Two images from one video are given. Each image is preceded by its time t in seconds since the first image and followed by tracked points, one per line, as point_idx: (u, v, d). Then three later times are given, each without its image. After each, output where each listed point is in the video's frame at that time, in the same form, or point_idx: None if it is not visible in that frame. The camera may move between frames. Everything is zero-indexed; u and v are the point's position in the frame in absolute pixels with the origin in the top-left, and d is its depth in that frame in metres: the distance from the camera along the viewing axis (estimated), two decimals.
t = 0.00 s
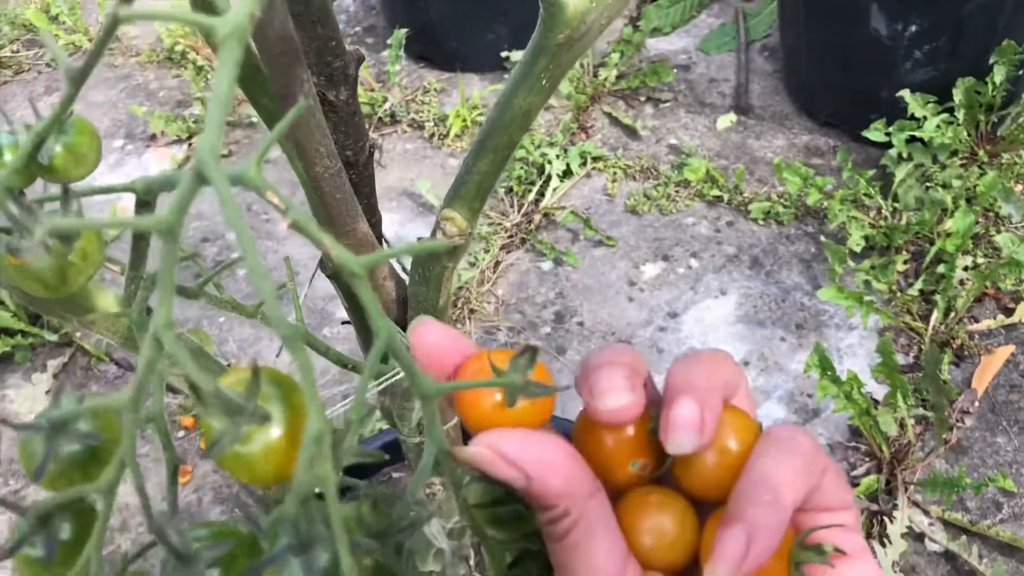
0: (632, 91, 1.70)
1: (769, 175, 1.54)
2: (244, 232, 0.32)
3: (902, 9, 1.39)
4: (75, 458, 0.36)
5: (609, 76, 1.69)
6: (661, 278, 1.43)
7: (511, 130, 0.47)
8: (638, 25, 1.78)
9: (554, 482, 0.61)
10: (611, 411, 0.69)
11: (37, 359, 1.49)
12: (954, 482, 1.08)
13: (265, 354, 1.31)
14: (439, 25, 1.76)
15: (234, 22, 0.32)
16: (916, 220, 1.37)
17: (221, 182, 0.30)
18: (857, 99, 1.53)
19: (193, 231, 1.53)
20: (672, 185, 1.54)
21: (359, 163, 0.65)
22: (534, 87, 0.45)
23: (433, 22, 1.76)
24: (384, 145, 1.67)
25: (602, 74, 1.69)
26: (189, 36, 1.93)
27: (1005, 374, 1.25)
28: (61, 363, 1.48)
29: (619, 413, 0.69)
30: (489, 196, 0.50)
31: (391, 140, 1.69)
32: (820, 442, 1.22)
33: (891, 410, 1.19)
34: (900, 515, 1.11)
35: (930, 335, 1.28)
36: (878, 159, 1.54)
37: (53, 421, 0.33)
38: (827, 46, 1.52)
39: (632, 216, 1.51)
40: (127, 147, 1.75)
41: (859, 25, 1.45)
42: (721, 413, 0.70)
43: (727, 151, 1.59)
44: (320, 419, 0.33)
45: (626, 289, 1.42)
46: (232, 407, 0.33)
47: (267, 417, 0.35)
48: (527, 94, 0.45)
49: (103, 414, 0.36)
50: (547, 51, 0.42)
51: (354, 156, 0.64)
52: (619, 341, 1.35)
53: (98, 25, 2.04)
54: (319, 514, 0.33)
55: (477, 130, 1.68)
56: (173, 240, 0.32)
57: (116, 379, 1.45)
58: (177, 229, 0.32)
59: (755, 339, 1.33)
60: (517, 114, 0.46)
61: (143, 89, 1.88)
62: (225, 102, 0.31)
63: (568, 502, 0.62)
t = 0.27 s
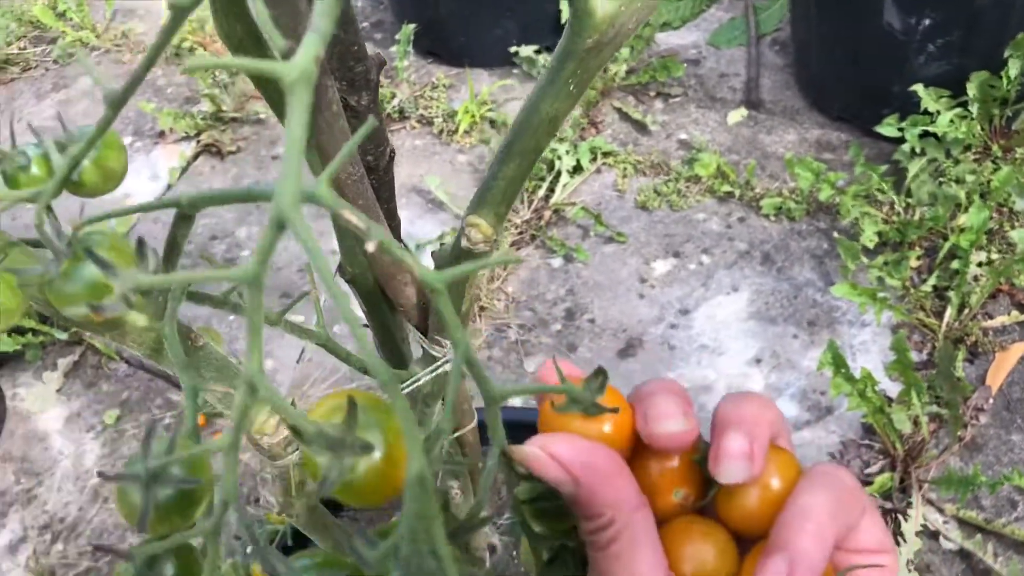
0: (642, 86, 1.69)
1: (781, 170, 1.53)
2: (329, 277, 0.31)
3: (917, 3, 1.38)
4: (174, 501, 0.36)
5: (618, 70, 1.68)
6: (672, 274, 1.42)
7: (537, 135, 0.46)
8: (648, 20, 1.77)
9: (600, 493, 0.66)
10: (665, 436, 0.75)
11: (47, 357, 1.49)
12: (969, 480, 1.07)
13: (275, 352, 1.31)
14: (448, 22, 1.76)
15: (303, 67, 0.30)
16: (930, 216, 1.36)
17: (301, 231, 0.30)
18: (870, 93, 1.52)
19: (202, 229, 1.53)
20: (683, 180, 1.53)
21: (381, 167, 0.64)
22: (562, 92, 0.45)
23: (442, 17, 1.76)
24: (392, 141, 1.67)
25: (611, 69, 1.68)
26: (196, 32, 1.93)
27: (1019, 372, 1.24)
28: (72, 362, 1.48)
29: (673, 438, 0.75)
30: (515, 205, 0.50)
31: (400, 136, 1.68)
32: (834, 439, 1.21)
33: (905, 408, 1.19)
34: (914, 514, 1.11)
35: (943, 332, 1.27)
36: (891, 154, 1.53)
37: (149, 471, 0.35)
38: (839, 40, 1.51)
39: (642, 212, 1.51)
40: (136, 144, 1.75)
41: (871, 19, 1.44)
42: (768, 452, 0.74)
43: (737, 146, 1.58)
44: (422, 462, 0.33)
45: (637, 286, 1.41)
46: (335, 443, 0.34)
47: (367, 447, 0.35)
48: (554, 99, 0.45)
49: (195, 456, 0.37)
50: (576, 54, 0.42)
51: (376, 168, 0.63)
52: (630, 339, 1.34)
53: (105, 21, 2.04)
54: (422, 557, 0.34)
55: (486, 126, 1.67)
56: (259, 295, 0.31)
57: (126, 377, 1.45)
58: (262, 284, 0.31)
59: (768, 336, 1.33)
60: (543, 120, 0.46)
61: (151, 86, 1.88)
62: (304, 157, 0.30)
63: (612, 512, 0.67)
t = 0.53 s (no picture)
0: (654, 86, 1.70)
1: (794, 169, 1.54)
2: (409, 289, 0.33)
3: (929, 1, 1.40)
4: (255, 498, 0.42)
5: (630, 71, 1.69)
6: (686, 274, 1.43)
7: (573, 143, 0.47)
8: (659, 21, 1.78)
9: (659, 474, 0.64)
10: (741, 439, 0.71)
11: (65, 361, 1.51)
12: (987, 476, 1.07)
13: (292, 354, 1.32)
14: (460, 24, 1.77)
15: (384, 91, 0.33)
16: (944, 213, 1.36)
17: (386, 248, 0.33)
18: (882, 92, 1.53)
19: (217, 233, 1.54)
20: (696, 180, 1.53)
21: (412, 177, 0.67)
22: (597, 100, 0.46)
23: (454, 20, 1.77)
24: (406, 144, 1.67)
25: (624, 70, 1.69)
26: (209, 37, 1.94)
27: None
28: (90, 366, 1.49)
29: (746, 444, 0.71)
30: (549, 210, 0.50)
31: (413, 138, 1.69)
32: (850, 437, 1.21)
33: (921, 405, 1.19)
34: (932, 511, 1.11)
35: (959, 329, 1.27)
36: (903, 152, 1.53)
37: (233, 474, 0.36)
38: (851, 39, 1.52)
39: (656, 212, 1.51)
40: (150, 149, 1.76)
41: (883, 18, 1.45)
42: (832, 473, 0.74)
43: (750, 146, 1.58)
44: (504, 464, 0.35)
45: (652, 286, 1.42)
46: (417, 444, 0.36)
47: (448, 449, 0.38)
48: (590, 107, 0.45)
49: (279, 462, 0.40)
50: (612, 63, 0.43)
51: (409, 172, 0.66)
52: (645, 339, 1.35)
53: (118, 27, 2.05)
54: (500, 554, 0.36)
55: (499, 127, 1.68)
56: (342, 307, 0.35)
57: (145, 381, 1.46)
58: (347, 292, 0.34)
59: (783, 335, 1.33)
60: (579, 128, 0.47)
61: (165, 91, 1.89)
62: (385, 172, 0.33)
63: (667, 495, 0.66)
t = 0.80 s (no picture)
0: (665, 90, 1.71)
1: (806, 171, 1.54)
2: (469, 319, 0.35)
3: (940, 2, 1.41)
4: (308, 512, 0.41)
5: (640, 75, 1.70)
6: (699, 277, 1.43)
7: (598, 156, 0.48)
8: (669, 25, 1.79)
9: (674, 479, 0.61)
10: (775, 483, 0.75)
11: (83, 368, 1.52)
12: (1004, 477, 1.07)
13: (308, 359, 1.32)
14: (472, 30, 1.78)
15: (436, 123, 0.33)
16: (957, 215, 1.36)
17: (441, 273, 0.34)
18: (893, 94, 1.53)
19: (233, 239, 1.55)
20: (708, 183, 1.54)
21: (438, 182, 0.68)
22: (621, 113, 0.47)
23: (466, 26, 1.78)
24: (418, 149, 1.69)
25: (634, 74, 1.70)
26: (222, 45, 1.96)
27: None
28: (108, 373, 1.50)
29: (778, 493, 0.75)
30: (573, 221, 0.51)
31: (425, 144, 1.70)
32: (865, 439, 1.22)
33: (937, 407, 1.19)
34: (948, 512, 1.10)
35: (973, 330, 1.27)
36: (915, 153, 1.54)
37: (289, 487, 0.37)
38: (862, 42, 1.52)
39: (668, 215, 1.52)
40: (165, 157, 1.78)
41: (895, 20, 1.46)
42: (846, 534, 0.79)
43: (761, 148, 1.58)
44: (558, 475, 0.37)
45: (665, 289, 1.42)
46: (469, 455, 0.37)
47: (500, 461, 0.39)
48: (615, 121, 0.46)
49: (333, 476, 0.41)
50: (637, 78, 0.44)
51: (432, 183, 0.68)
52: (660, 342, 1.35)
53: (131, 35, 2.07)
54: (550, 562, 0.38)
55: (510, 132, 1.69)
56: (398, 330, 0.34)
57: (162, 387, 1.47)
58: (402, 318, 0.34)
59: (797, 337, 1.33)
60: (604, 141, 0.48)
61: (178, 99, 1.91)
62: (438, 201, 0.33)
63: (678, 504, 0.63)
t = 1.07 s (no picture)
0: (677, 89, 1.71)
1: (818, 170, 1.55)
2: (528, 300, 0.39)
3: None
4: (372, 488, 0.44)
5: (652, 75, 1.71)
6: (713, 275, 1.44)
7: (625, 147, 0.49)
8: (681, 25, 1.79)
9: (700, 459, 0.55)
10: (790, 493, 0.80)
11: (100, 367, 1.53)
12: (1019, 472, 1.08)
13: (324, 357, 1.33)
14: (484, 30, 1.79)
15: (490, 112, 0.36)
16: (970, 212, 1.37)
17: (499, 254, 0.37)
18: (906, 92, 1.53)
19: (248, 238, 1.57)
20: (721, 182, 1.55)
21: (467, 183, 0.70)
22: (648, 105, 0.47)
23: (478, 26, 1.79)
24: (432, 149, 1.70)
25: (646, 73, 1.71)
26: (236, 47, 1.97)
27: None
28: (126, 372, 1.51)
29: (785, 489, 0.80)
30: (600, 211, 0.52)
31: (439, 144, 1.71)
32: (880, 435, 1.22)
33: (951, 403, 1.19)
34: (963, 508, 1.10)
35: (987, 327, 1.28)
36: (928, 151, 1.54)
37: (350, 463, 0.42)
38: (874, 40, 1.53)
39: (682, 214, 1.52)
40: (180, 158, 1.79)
41: (908, 18, 1.47)
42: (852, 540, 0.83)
43: (774, 147, 1.59)
44: (611, 452, 0.40)
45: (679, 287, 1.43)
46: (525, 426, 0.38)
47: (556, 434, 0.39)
48: (642, 113, 0.47)
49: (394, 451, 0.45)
50: (663, 70, 0.45)
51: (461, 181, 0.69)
52: (674, 340, 1.36)
53: (145, 38, 2.09)
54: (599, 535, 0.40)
55: (523, 132, 1.69)
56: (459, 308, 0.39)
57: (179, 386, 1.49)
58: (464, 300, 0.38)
59: (811, 335, 1.34)
60: (631, 133, 0.48)
61: (193, 101, 1.92)
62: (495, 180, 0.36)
63: (705, 480, 0.56)
